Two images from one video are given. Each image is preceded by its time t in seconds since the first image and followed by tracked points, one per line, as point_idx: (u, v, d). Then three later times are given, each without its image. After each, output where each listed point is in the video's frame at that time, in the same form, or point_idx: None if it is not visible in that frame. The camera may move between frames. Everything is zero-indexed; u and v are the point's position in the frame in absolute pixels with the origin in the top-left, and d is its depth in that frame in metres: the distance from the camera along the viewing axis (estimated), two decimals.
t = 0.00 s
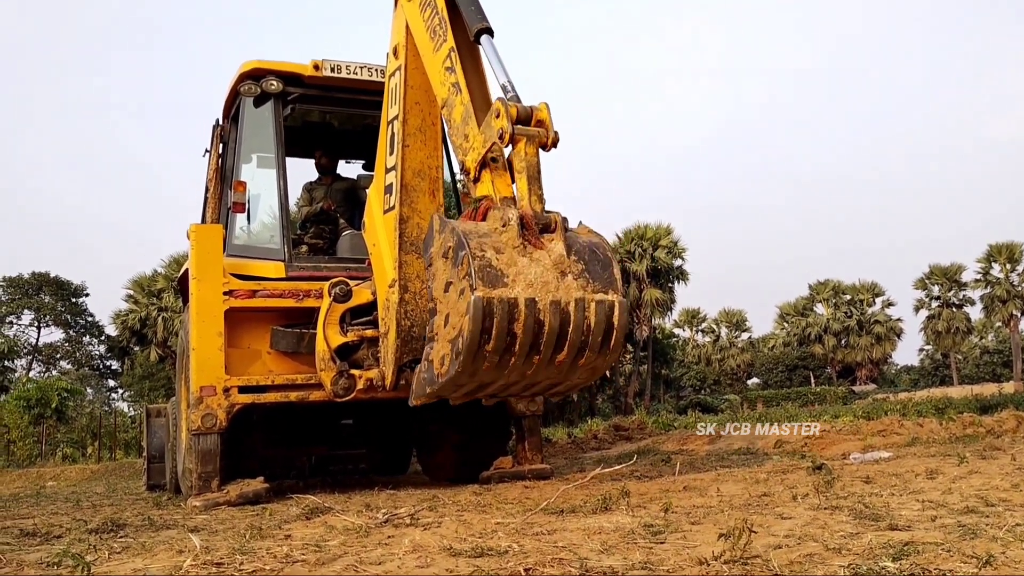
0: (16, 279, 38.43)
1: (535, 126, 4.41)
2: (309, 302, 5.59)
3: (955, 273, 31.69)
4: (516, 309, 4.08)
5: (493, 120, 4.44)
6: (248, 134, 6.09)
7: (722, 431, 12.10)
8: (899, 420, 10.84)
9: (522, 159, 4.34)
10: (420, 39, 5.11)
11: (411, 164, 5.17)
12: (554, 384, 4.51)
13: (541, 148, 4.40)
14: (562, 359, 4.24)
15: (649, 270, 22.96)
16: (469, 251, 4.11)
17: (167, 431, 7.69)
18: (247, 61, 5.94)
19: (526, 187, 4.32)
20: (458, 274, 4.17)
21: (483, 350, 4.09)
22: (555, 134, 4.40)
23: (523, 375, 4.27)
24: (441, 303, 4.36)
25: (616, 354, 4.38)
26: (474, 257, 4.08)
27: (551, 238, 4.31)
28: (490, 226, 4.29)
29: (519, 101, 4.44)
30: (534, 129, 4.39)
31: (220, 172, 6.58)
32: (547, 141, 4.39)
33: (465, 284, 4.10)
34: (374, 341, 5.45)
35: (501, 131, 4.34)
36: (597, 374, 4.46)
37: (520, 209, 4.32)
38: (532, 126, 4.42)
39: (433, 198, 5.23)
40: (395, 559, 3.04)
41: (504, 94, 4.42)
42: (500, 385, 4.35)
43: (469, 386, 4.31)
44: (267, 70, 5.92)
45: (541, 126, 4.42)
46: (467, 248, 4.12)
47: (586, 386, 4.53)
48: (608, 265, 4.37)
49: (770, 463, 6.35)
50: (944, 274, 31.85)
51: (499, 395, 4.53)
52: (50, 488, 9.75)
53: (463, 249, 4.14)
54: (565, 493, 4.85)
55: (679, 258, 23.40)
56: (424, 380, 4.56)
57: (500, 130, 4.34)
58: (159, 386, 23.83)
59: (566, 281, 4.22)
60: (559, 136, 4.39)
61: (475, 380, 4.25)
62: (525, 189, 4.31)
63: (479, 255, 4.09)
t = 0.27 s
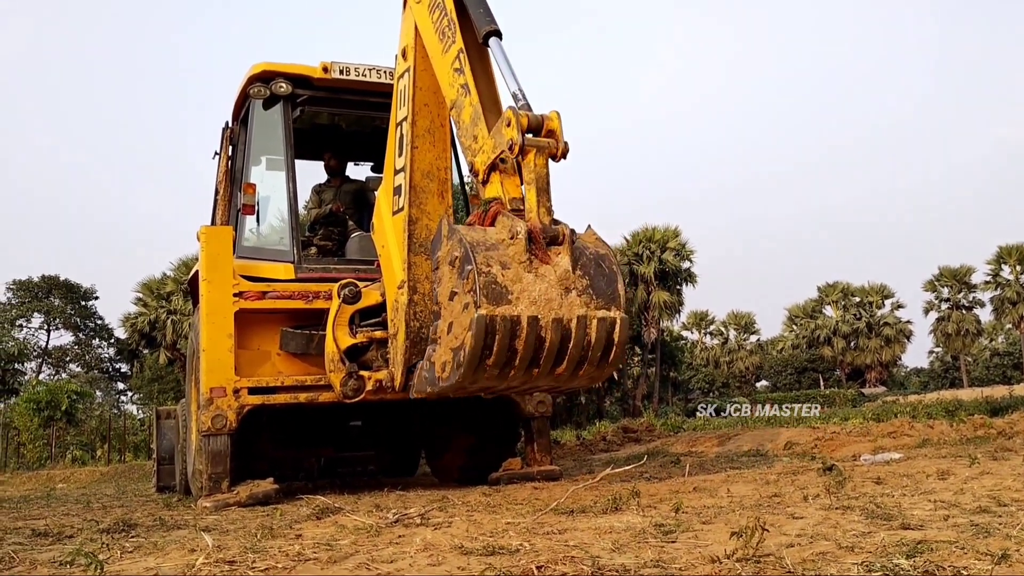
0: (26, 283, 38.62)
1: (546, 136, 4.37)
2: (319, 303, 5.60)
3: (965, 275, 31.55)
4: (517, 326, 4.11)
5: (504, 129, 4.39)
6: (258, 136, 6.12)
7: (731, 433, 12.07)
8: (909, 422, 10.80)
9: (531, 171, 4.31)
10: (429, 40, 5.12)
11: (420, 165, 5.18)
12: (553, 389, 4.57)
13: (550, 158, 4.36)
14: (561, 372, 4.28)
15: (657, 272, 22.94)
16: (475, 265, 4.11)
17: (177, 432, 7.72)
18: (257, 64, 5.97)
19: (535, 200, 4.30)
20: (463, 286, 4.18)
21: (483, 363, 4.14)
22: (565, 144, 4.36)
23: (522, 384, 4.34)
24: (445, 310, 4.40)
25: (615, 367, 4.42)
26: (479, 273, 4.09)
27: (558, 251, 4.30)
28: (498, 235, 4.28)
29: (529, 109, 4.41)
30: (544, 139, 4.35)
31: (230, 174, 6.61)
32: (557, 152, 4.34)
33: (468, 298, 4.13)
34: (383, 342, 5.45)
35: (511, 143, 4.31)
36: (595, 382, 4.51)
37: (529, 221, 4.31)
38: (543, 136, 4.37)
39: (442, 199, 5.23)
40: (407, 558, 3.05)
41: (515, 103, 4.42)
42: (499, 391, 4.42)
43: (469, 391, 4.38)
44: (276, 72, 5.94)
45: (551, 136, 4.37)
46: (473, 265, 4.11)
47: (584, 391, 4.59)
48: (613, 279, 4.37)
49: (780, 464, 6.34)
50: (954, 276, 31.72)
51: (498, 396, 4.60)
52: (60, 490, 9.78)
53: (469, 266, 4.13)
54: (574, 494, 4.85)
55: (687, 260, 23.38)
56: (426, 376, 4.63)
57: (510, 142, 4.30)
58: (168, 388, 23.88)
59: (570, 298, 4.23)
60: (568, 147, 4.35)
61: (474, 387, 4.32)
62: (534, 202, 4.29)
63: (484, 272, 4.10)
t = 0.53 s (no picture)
0: (32, 283, 38.74)
1: (551, 140, 4.36)
2: (324, 302, 5.61)
3: (970, 272, 31.47)
4: (516, 335, 4.13)
5: (509, 132, 4.37)
6: (262, 136, 6.13)
7: (737, 431, 12.05)
8: (915, 420, 10.77)
9: (535, 177, 4.31)
10: (433, 39, 5.12)
11: (424, 164, 5.18)
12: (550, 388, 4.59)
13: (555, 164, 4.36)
14: (558, 377, 4.31)
15: (662, 271, 22.91)
16: (478, 273, 4.11)
17: (183, 431, 7.73)
18: (262, 63, 5.97)
19: (539, 206, 4.29)
20: (464, 292, 4.19)
21: (482, 369, 4.16)
22: (570, 150, 4.35)
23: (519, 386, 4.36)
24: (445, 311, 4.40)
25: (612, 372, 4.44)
26: (481, 281, 4.09)
27: (561, 258, 4.30)
28: (501, 239, 4.26)
29: (535, 113, 4.41)
30: (549, 144, 4.34)
31: (235, 174, 6.62)
32: (562, 157, 4.33)
33: (469, 306, 4.13)
34: (389, 341, 5.46)
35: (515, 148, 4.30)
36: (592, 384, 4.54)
37: (532, 227, 4.30)
38: (548, 140, 4.38)
39: (447, 198, 5.23)
40: (413, 554, 3.05)
41: (521, 106, 4.42)
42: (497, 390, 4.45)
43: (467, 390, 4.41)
44: (281, 71, 5.95)
45: (557, 141, 4.36)
46: (475, 273, 4.11)
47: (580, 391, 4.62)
48: (612, 287, 4.39)
49: (786, 462, 6.33)
50: (960, 273, 31.63)
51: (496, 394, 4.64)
52: (67, 490, 9.81)
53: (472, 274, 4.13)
54: (580, 491, 4.86)
55: (692, 259, 23.35)
56: (425, 371, 4.66)
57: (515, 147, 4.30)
58: (174, 388, 23.90)
59: (570, 307, 4.24)
60: (572, 153, 4.35)
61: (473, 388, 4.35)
62: (538, 208, 4.28)
63: (486, 280, 4.09)
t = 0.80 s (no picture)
0: (35, 282, 38.81)
1: (553, 141, 4.36)
2: (326, 299, 5.62)
3: (974, 267, 31.41)
4: (515, 337, 4.15)
5: (511, 133, 4.37)
6: (264, 133, 6.13)
7: (740, 427, 12.05)
8: (918, 415, 10.76)
9: (537, 178, 4.29)
10: (435, 35, 5.11)
11: (426, 161, 5.18)
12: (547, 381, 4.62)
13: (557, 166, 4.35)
14: (556, 377, 4.34)
15: (665, 267, 22.90)
16: (477, 277, 4.11)
17: (187, 429, 7.74)
18: (263, 61, 5.97)
19: (541, 207, 4.28)
20: (464, 295, 4.20)
21: (480, 369, 4.20)
22: (571, 152, 4.35)
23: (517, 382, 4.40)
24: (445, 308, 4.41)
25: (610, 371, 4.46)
26: (481, 285, 4.10)
27: (562, 260, 4.29)
28: (502, 240, 4.26)
29: (537, 113, 4.41)
30: (551, 145, 4.33)
31: (237, 172, 6.62)
32: (563, 159, 4.33)
33: (468, 307, 4.15)
34: (391, 338, 5.46)
35: (517, 150, 4.29)
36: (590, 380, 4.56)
37: (533, 229, 4.28)
38: (550, 141, 4.37)
39: (449, 195, 5.23)
40: (415, 551, 3.06)
41: (523, 106, 4.41)
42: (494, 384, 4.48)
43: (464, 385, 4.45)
44: (282, 69, 5.94)
45: (558, 142, 4.36)
46: (474, 276, 4.11)
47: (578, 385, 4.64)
48: (612, 288, 4.37)
49: (789, 457, 6.32)
50: (963, 268, 31.58)
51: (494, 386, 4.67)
52: (71, 488, 9.83)
53: (472, 276, 4.13)
54: (583, 487, 4.86)
55: (695, 254, 23.34)
56: (424, 365, 4.67)
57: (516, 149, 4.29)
58: (177, 386, 23.93)
59: (569, 309, 4.24)
60: (574, 154, 4.34)
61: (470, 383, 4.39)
62: (539, 209, 4.26)
63: (485, 284, 4.10)
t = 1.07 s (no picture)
0: (37, 282, 38.86)
1: (554, 142, 4.35)
2: (328, 298, 5.62)
3: (976, 263, 31.37)
4: (515, 337, 4.16)
5: (512, 133, 4.37)
6: (264, 132, 6.13)
7: (742, 423, 12.05)
8: (920, 411, 10.76)
9: (537, 179, 4.29)
10: (435, 33, 5.11)
11: (427, 159, 5.18)
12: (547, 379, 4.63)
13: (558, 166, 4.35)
14: (556, 376, 4.35)
15: (666, 264, 22.90)
16: (477, 277, 4.11)
17: (189, 428, 7.75)
18: (263, 60, 5.97)
19: (541, 207, 4.28)
20: (464, 294, 4.20)
21: (480, 368, 4.20)
22: (572, 152, 4.35)
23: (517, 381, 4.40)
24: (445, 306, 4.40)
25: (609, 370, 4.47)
26: (481, 286, 4.10)
27: (562, 260, 4.30)
28: (502, 239, 4.26)
29: (537, 113, 4.40)
30: (552, 146, 4.33)
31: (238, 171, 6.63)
32: (564, 159, 4.33)
33: (468, 307, 4.15)
34: (393, 337, 5.47)
35: (518, 151, 4.29)
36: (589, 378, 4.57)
37: (534, 229, 4.28)
38: (551, 141, 4.36)
39: (450, 193, 5.23)
40: (417, 548, 3.07)
41: (523, 106, 4.41)
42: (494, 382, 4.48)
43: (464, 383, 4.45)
44: (282, 68, 5.94)
45: (559, 142, 4.36)
46: (475, 276, 4.12)
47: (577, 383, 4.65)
48: (612, 288, 4.38)
49: (791, 454, 6.32)
50: (965, 264, 31.55)
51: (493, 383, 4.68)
52: (74, 487, 9.85)
53: (472, 276, 4.13)
54: (585, 485, 4.86)
55: (696, 251, 23.33)
56: (424, 362, 4.67)
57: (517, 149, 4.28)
58: (180, 386, 23.95)
59: (569, 309, 4.24)
60: (575, 155, 4.34)
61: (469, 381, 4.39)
62: (540, 210, 4.26)
63: (485, 284, 4.10)
